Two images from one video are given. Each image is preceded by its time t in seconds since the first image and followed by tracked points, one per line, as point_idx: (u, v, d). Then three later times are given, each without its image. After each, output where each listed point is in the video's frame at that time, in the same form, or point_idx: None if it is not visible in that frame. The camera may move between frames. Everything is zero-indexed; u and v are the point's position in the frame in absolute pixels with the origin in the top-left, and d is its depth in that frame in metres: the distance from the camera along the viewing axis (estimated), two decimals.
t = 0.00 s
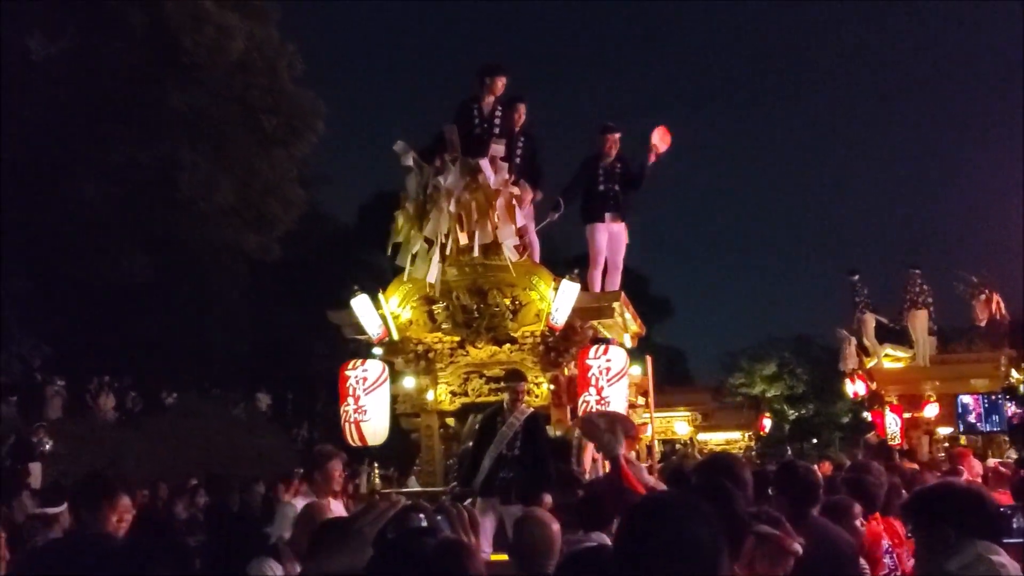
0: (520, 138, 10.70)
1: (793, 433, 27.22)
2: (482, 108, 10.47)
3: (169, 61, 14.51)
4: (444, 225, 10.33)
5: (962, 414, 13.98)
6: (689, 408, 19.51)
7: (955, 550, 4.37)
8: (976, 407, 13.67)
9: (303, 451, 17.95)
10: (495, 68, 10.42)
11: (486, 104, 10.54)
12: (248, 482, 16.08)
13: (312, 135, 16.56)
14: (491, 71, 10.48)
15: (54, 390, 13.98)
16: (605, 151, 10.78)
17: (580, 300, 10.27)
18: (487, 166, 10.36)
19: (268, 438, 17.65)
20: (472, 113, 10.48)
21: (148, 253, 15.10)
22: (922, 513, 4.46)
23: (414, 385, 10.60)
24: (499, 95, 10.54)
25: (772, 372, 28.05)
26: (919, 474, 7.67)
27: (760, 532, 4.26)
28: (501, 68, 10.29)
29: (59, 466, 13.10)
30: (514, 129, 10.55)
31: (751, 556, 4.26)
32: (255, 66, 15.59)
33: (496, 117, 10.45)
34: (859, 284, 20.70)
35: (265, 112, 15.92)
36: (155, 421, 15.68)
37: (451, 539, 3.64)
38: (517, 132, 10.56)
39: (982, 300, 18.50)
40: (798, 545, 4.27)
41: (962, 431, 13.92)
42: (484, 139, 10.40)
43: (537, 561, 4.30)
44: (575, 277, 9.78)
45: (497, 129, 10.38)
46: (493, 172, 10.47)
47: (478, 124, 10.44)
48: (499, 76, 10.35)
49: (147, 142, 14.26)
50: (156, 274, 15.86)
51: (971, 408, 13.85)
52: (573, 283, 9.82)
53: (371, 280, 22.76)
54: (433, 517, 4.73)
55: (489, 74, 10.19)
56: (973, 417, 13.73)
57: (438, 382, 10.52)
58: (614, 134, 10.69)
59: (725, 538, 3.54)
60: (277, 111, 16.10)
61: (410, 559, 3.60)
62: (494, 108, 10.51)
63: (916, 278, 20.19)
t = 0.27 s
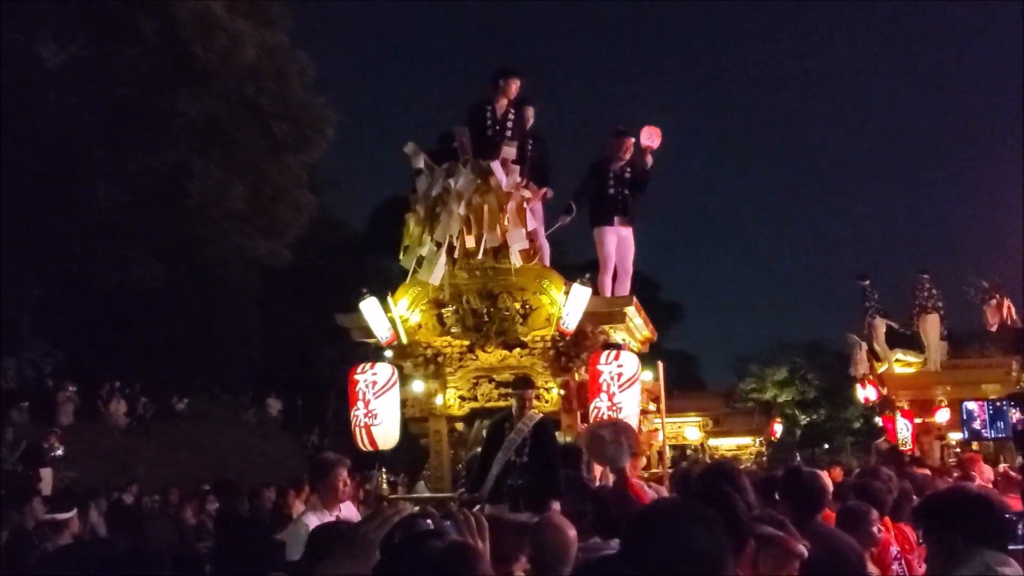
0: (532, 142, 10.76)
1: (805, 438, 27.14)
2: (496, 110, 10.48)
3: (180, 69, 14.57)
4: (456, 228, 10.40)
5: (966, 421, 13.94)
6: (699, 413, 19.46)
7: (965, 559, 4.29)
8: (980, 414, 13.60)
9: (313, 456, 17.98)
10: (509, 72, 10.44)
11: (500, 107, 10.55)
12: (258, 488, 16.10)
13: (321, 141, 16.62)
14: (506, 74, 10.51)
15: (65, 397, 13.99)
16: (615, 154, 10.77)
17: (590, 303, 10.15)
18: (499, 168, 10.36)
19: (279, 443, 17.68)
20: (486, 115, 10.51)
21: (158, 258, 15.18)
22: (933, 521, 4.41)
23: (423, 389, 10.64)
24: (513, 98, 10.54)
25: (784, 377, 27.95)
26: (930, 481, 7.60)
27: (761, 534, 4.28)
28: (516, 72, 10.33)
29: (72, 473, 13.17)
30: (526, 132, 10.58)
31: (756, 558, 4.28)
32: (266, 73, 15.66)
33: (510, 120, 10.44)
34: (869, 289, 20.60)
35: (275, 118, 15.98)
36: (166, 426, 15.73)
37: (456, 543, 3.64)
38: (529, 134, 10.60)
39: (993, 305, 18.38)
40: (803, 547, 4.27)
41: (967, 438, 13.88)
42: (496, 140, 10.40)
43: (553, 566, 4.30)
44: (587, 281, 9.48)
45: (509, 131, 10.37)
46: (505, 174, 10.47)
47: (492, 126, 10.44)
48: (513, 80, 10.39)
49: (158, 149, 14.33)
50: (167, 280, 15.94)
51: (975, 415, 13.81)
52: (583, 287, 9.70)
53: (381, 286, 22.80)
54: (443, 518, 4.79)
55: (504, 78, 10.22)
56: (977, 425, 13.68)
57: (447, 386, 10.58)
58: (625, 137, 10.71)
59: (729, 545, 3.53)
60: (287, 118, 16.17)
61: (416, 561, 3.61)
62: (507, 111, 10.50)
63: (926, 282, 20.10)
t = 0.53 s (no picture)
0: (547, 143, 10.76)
1: (824, 441, 27.03)
2: (513, 111, 10.40)
3: (197, 76, 14.67)
4: (470, 230, 10.34)
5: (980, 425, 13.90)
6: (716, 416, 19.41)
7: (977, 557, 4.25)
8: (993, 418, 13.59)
9: (331, 460, 18.03)
10: (528, 72, 10.34)
11: (518, 109, 10.47)
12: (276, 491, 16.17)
13: (337, 146, 16.67)
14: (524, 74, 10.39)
15: (84, 400, 13.98)
16: (629, 155, 10.79)
17: (602, 305, 10.00)
18: (508, 170, 10.44)
19: (296, 446, 17.75)
20: (502, 117, 10.43)
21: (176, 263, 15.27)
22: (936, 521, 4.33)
23: (433, 393, 10.53)
24: (531, 100, 10.45)
25: (802, 380, 27.87)
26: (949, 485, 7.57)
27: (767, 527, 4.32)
28: (535, 74, 10.21)
29: (91, 477, 13.30)
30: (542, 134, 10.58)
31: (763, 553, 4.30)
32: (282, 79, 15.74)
33: (526, 121, 10.43)
34: (888, 291, 20.52)
35: (291, 124, 16.06)
36: (184, 430, 15.82)
37: (465, 546, 3.66)
38: (544, 136, 10.58)
39: (1011, 307, 18.25)
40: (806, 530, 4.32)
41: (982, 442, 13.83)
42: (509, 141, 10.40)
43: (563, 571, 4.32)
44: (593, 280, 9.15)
45: (526, 134, 10.41)
46: (515, 176, 10.56)
47: (509, 128, 10.39)
48: (531, 79, 10.26)
49: (176, 154, 14.42)
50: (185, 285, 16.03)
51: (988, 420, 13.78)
52: (594, 288, 9.52)
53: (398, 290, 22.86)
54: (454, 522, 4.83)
55: (522, 78, 10.12)
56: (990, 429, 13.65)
57: (458, 390, 10.48)
58: (638, 139, 10.75)
59: (735, 547, 3.55)
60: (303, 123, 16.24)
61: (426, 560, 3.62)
62: (524, 113, 10.45)
63: (944, 283, 19.97)
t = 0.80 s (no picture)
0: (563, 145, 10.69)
1: (843, 444, 26.95)
2: (527, 110, 10.29)
3: (216, 81, 14.72)
4: (482, 230, 9.96)
5: (996, 427, 13.92)
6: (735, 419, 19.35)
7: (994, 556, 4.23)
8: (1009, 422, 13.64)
9: (349, 463, 18.07)
10: (545, 73, 10.28)
11: (532, 108, 10.36)
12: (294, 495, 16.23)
13: (355, 150, 16.71)
14: (538, 74, 10.34)
15: (105, 405, 14.12)
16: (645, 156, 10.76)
17: (620, 306, 9.66)
18: (522, 169, 10.19)
19: (315, 450, 17.79)
20: (516, 117, 10.31)
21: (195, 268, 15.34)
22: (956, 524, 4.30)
23: (448, 395, 10.23)
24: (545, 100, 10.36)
25: (820, 382, 27.81)
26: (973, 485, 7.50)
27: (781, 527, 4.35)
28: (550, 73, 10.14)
29: (111, 480, 13.41)
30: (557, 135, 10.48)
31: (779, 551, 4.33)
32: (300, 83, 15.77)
33: (541, 121, 10.34)
34: (907, 293, 20.20)
35: (309, 128, 16.09)
36: (203, 434, 15.89)
37: (482, 548, 3.64)
38: (559, 136, 10.48)
39: None
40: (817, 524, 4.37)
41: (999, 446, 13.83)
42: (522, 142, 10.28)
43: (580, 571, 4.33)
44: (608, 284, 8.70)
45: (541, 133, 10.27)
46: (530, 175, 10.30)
47: (522, 126, 10.24)
48: (547, 81, 10.22)
49: (195, 159, 14.47)
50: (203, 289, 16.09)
51: (1004, 422, 13.82)
52: (611, 290, 9.23)
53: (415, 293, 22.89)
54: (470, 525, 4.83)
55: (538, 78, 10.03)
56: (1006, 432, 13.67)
57: (472, 392, 10.15)
58: (653, 139, 10.70)
59: (753, 548, 3.54)
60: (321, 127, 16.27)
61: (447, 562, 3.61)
62: (538, 112, 10.36)
63: (965, 283, 19.68)
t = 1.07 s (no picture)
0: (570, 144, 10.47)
1: (857, 445, 26.91)
2: (532, 110, 9.91)
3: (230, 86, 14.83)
4: (490, 230, 9.96)
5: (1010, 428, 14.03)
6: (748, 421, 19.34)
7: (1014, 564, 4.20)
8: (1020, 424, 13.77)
9: (363, 466, 18.14)
10: (547, 71, 9.86)
11: (536, 108, 10.00)
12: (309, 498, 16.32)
13: (367, 154, 16.79)
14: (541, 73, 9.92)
15: (121, 410, 14.35)
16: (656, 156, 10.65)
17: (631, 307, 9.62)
18: (532, 168, 9.96)
19: (329, 453, 17.87)
20: (520, 117, 9.85)
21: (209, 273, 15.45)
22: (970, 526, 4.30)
23: (458, 398, 10.14)
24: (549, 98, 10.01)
25: (834, 384, 27.77)
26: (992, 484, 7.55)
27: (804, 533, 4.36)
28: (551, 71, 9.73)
29: (128, 483, 13.52)
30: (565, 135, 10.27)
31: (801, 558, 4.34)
32: (312, 88, 15.87)
33: (546, 120, 9.94)
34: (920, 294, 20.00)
35: (321, 132, 16.17)
36: (218, 437, 15.99)
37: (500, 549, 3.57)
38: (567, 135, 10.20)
39: None
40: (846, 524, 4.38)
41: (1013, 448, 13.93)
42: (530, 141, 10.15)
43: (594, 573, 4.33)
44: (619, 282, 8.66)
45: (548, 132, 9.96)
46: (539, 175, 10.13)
47: (527, 128, 9.82)
48: (549, 78, 9.79)
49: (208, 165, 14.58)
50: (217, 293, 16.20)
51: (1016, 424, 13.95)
52: (622, 290, 9.19)
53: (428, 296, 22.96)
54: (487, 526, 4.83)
55: (540, 76, 9.61)
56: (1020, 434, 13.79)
57: (483, 394, 10.06)
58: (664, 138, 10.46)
59: (770, 546, 3.55)
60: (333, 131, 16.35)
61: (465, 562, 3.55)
62: (542, 111, 9.98)
63: (984, 285, 19.32)
